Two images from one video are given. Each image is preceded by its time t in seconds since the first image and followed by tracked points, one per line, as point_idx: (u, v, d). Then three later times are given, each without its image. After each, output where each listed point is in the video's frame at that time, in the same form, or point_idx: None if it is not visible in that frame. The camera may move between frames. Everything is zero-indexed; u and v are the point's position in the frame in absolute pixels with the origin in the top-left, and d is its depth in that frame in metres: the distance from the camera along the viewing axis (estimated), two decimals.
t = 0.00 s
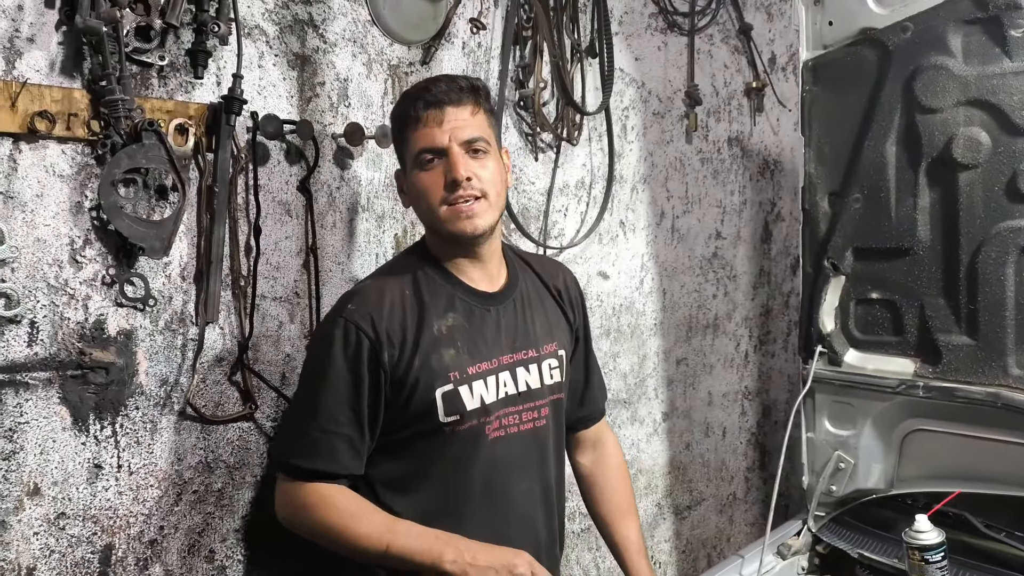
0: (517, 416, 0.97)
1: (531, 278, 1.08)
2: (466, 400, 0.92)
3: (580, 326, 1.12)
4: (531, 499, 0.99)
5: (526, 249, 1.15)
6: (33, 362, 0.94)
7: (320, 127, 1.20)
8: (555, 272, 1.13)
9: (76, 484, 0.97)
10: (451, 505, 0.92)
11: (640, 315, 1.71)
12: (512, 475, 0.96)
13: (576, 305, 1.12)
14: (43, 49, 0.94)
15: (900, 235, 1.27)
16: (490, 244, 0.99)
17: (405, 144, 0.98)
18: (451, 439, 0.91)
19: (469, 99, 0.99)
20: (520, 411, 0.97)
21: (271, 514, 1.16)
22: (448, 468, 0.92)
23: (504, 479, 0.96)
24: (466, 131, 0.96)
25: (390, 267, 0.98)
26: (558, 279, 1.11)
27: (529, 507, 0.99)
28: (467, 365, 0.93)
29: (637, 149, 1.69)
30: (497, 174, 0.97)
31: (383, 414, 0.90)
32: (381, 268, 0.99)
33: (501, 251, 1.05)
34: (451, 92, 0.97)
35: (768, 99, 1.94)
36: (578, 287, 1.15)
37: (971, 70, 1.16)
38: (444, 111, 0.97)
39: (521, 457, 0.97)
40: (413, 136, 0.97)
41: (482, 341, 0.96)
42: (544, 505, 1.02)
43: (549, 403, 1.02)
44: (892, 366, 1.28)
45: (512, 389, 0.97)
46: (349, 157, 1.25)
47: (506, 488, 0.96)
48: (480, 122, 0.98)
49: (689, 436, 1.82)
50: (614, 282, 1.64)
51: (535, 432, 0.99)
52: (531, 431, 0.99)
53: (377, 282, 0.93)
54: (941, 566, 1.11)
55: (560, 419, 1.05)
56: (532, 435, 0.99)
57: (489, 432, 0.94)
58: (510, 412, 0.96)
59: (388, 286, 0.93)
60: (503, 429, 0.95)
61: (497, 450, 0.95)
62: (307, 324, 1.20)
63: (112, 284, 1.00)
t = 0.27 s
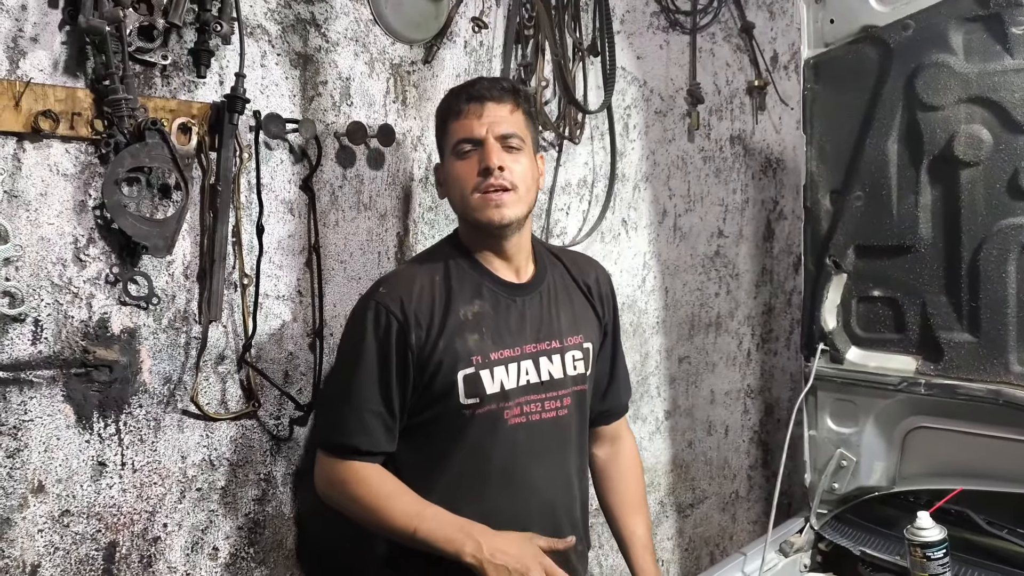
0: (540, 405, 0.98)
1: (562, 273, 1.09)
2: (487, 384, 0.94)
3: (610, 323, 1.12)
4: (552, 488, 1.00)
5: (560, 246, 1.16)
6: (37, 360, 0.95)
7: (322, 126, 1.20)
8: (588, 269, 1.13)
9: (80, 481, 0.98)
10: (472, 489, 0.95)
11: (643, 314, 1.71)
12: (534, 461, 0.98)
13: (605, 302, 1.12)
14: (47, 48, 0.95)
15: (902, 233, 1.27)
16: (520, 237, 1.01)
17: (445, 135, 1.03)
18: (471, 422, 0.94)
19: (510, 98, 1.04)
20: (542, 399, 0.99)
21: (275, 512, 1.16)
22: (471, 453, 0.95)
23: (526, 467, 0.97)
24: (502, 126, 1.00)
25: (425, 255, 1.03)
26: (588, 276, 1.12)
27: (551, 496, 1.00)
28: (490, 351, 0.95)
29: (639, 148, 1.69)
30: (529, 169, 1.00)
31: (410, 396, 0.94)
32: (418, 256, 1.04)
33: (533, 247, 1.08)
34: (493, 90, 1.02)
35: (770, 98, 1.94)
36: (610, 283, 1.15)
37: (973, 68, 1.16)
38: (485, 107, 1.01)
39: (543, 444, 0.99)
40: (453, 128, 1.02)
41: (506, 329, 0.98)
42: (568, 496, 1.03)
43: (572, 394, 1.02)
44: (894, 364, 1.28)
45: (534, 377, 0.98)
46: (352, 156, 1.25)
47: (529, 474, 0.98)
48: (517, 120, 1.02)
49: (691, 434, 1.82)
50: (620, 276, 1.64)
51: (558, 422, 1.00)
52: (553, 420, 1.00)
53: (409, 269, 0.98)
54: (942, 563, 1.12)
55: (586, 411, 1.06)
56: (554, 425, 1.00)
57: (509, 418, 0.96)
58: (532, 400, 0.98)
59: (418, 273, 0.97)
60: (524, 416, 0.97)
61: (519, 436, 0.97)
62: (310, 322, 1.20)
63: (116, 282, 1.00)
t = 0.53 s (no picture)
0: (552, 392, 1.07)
1: (587, 277, 1.18)
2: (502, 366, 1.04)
3: (631, 330, 1.20)
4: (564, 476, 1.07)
5: (590, 254, 1.26)
6: (40, 358, 0.96)
7: (322, 126, 1.21)
8: (614, 278, 1.22)
9: (82, 479, 0.99)
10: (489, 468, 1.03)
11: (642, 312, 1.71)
12: (547, 443, 1.06)
13: (626, 309, 1.20)
14: (49, 50, 0.96)
15: (899, 231, 1.27)
16: (543, 241, 1.12)
17: (493, 138, 1.12)
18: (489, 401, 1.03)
19: (558, 118, 1.12)
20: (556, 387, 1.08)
21: (276, 509, 1.17)
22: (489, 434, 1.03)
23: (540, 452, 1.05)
24: (544, 142, 1.09)
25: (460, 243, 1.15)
26: (612, 283, 1.20)
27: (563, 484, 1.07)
28: (508, 336, 1.05)
29: (639, 147, 1.70)
30: (561, 185, 1.10)
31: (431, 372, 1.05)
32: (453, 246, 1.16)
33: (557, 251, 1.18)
34: (543, 108, 1.11)
35: (770, 97, 1.95)
36: (635, 293, 1.23)
37: (970, 66, 1.16)
38: (532, 120, 1.10)
39: (555, 428, 1.07)
40: (499, 138, 1.11)
41: (525, 319, 1.08)
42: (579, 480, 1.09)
43: (585, 387, 1.11)
44: (892, 362, 1.28)
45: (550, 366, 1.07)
46: (352, 155, 1.26)
47: (542, 453, 1.06)
48: (560, 138, 1.11)
49: (691, 432, 1.83)
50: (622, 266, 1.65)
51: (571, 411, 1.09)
52: (565, 408, 1.09)
53: (441, 258, 1.11)
54: (940, 559, 1.12)
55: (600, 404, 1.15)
56: (567, 413, 1.09)
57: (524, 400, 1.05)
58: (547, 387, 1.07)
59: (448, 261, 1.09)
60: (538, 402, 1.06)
61: (534, 417, 1.05)
62: (311, 321, 1.21)
63: (118, 281, 1.01)
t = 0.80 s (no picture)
0: (569, 388, 1.14)
1: (612, 281, 1.26)
2: (520, 358, 1.12)
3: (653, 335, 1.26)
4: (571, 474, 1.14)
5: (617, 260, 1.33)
6: (38, 357, 0.96)
7: (320, 125, 1.21)
8: (639, 284, 1.29)
9: (81, 477, 0.99)
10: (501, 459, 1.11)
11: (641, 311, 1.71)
12: (560, 436, 1.13)
13: (648, 315, 1.26)
14: (47, 49, 0.96)
15: (898, 229, 1.27)
16: (573, 232, 1.22)
17: (525, 136, 1.24)
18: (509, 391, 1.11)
19: (585, 113, 1.25)
20: (573, 384, 1.14)
21: (275, 507, 1.17)
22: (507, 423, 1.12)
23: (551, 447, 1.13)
24: (574, 135, 1.20)
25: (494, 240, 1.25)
26: (636, 288, 1.27)
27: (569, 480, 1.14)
28: (529, 330, 1.14)
29: (638, 146, 1.70)
30: (590, 175, 1.20)
31: (458, 363, 1.14)
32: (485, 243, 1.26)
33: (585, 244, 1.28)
34: (572, 104, 1.24)
35: (769, 95, 1.95)
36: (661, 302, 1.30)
37: (967, 64, 1.16)
38: (562, 116, 1.22)
39: (570, 422, 1.14)
40: (531, 131, 1.23)
41: (546, 314, 1.16)
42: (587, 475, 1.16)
43: (602, 386, 1.17)
44: (890, 360, 1.28)
45: (567, 362, 1.14)
46: (350, 154, 1.26)
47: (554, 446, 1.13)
48: (588, 132, 1.23)
49: (690, 431, 1.83)
50: (622, 261, 1.65)
51: (587, 410, 1.16)
52: (581, 405, 1.15)
53: (473, 254, 1.20)
54: (938, 557, 1.12)
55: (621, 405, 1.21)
56: (582, 410, 1.15)
57: (540, 392, 1.12)
58: (563, 382, 1.14)
59: (477, 257, 1.19)
60: (553, 395, 1.13)
61: (549, 411, 1.13)
62: (309, 319, 1.21)
63: (116, 280, 1.01)
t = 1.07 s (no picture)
0: (565, 391, 1.13)
1: (610, 285, 1.24)
2: (516, 359, 1.11)
3: (650, 340, 1.25)
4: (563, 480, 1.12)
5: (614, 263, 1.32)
6: (37, 358, 0.96)
7: (318, 126, 1.21)
8: (637, 289, 1.27)
9: (79, 478, 0.99)
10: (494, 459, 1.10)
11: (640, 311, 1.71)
12: (553, 439, 1.12)
13: (644, 319, 1.25)
14: (45, 51, 0.96)
15: (895, 228, 1.28)
16: (573, 237, 1.21)
17: (527, 139, 1.24)
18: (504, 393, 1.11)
19: (588, 117, 1.25)
20: (568, 387, 1.13)
21: (274, 508, 1.17)
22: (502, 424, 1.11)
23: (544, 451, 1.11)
24: (575, 139, 1.21)
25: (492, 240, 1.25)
26: (633, 292, 1.26)
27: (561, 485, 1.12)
28: (526, 332, 1.13)
29: (636, 146, 1.70)
30: (591, 180, 1.20)
31: (454, 364, 1.14)
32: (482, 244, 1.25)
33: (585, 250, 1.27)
34: (574, 108, 1.24)
35: (767, 95, 1.95)
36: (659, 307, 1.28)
37: (964, 64, 1.17)
38: (564, 120, 1.23)
39: (563, 424, 1.13)
40: (533, 135, 1.23)
41: (543, 317, 1.15)
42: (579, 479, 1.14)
43: (597, 390, 1.16)
44: (888, 360, 1.28)
45: (563, 364, 1.14)
46: (348, 155, 1.26)
47: (547, 448, 1.11)
48: (590, 137, 1.23)
49: (689, 430, 1.83)
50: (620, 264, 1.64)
51: (581, 413, 1.15)
52: (576, 408, 1.14)
53: (471, 255, 1.20)
54: (935, 556, 1.13)
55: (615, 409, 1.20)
56: (576, 413, 1.14)
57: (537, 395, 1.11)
58: (559, 385, 1.13)
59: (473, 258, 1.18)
60: (549, 398, 1.12)
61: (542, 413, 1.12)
62: (307, 320, 1.21)
63: (114, 281, 1.01)
